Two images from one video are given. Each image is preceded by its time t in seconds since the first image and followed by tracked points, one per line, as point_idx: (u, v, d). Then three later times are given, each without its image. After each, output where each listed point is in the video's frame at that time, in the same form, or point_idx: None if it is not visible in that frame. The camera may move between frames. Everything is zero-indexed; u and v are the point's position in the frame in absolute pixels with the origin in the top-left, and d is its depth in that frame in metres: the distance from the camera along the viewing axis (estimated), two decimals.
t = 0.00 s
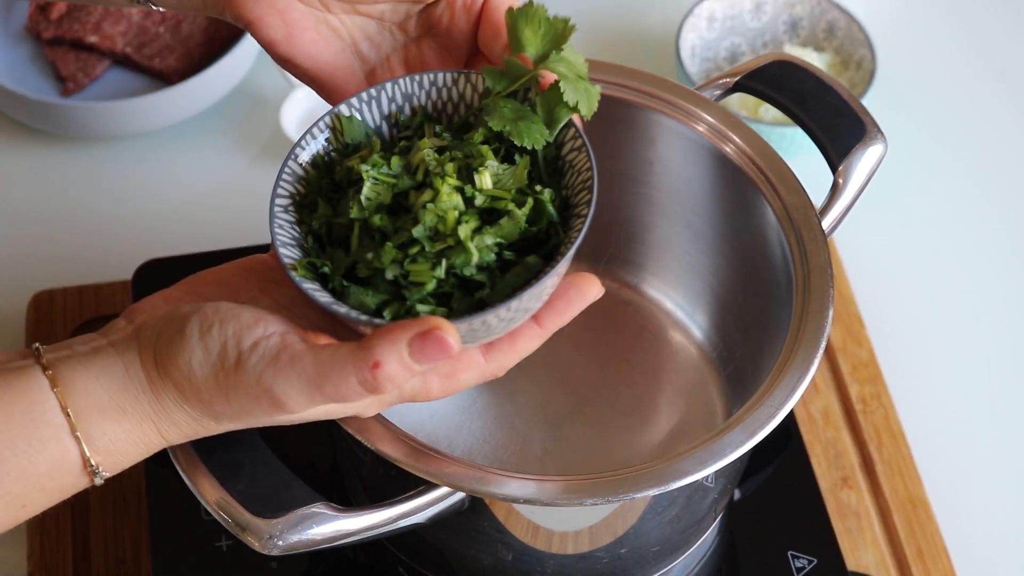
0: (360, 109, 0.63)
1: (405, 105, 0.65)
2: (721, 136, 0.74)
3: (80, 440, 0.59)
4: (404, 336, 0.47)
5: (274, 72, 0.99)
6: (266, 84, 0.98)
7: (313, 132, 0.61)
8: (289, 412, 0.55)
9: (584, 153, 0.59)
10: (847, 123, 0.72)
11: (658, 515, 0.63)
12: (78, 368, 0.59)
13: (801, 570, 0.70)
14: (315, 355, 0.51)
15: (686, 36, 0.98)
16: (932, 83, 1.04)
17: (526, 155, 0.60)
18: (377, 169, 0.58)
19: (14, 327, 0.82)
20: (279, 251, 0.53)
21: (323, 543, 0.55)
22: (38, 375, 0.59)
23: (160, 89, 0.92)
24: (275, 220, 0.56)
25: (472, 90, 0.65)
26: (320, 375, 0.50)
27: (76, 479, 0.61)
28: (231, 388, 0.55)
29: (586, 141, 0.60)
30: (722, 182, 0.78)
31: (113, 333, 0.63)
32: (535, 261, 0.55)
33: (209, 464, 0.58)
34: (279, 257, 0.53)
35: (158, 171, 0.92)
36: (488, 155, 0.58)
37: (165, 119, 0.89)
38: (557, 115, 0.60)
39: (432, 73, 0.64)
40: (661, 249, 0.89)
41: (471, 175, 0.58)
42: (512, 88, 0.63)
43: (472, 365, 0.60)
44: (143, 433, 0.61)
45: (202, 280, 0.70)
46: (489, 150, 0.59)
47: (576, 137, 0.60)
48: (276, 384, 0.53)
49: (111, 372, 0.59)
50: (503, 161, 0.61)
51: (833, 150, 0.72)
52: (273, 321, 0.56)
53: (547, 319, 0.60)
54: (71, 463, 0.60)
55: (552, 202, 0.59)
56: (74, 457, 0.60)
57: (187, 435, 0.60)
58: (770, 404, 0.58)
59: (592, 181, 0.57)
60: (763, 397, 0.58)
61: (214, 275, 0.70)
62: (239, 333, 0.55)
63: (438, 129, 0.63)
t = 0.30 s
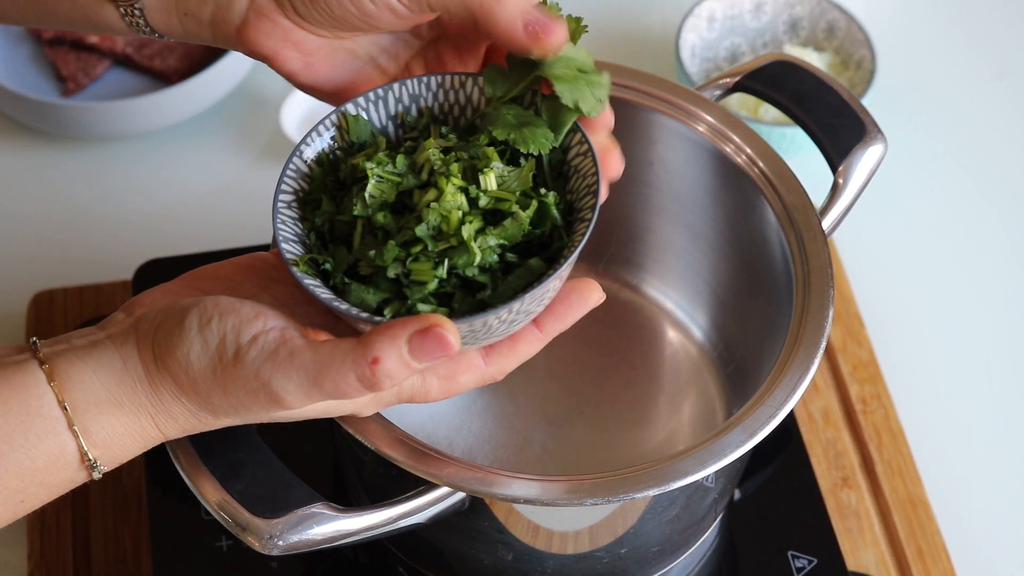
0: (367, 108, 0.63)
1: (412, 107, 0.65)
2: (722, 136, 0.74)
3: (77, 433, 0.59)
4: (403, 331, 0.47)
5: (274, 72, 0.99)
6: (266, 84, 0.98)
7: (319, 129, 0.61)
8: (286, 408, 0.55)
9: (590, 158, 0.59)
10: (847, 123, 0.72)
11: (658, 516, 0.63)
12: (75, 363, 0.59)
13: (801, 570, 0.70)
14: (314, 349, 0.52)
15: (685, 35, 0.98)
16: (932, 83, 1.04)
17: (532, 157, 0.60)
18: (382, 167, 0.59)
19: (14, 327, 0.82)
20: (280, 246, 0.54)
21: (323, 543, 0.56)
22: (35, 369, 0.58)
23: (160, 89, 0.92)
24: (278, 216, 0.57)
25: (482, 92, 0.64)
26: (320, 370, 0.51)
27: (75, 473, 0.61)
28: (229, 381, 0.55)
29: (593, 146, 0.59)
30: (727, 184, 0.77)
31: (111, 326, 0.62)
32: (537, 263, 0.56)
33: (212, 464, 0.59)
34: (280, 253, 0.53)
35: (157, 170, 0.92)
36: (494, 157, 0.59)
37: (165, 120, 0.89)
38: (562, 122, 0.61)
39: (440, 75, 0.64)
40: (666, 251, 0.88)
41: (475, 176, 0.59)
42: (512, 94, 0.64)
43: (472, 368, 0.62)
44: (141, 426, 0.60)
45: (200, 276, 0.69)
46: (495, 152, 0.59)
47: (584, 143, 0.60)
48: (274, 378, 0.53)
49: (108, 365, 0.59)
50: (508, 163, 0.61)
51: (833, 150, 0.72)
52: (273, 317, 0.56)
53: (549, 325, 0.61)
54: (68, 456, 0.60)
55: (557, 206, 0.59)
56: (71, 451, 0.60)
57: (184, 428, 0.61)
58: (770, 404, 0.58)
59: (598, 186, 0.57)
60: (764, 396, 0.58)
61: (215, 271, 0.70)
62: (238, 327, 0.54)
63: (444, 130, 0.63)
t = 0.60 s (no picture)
0: (371, 115, 0.64)
1: (416, 116, 0.66)
2: (722, 136, 0.75)
3: (64, 437, 0.59)
4: (397, 353, 0.49)
5: (274, 72, 0.99)
6: (266, 84, 0.98)
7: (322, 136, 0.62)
8: (274, 420, 0.56)
9: (592, 180, 0.60)
10: (847, 123, 0.72)
11: (658, 516, 0.63)
12: (64, 365, 0.59)
13: (801, 569, 0.70)
14: (306, 365, 0.52)
15: (685, 36, 0.98)
16: (932, 83, 1.04)
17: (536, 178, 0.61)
18: (384, 180, 0.60)
19: (14, 326, 0.82)
20: (278, 257, 0.55)
21: (323, 543, 0.56)
22: (22, 372, 0.58)
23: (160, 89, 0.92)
24: (278, 223, 0.58)
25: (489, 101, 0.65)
26: (310, 387, 0.52)
27: (59, 478, 0.61)
28: (218, 391, 0.55)
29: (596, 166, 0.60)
30: (727, 185, 0.77)
31: (102, 327, 0.62)
32: (536, 287, 0.58)
33: (216, 471, 0.59)
34: (277, 263, 0.54)
35: (156, 170, 0.92)
36: (498, 175, 0.60)
37: (165, 120, 0.89)
38: (557, 94, 0.60)
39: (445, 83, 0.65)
40: (665, 249, 0.89)
41: (478, 194, 0.60)
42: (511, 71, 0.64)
43: (464, 386, 0.63)
44: (130, 432, 0.61)
45: (196, 278, 0.70)
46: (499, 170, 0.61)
47: (587, 163, 0.61)
48: (264, 392, 0.53)
49: (98, 367, 0.59)
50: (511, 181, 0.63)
51: (833, 150, 0.72)
52: (266, 327, 0.56)
53: (544, 344, 0.64)
54: (55, 460, 0.60)
55: (559, 227, 0.61)
56: (57, 455, 0.60)
57: (171, 433, 0.61)
58: (770, 404, 0.58)
59: (598, 211, 0.58)
60: (763, 397, 0.58)
61: (208, 273, 0.71)
62: (231, 335, 0.55)
63: (449, 142, 0.64)
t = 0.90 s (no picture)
0: (382, 139, 0.65)
1: (427, 144, 0.67)
2: (721, 135, 0.75)
3: (51, 444, 0.59)
4: (392, 390, 0.50)
5: (274, 73, 0.99)
6: (267, 85, 0.98)
7: (330, 157, 0.63)
8: (259, 442, 0.56)
9: (599, 231, 0.61)
10: (846, 123, 0.72)
11: (658, 516, 0.63)
12: (53, 371, 0.59)
13: (801, 569, 0.70)
14: (298, 392, 0.53)
15: (685, 36, 0.98)
16: (932, 83, 1.04)
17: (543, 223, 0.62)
18: (391, 212, 0.60)
19: (14, 326, 0.82)
20: (279, 278, 0.55)
21: (323, 543, 0.56)
22: (9, 377, 0.58)
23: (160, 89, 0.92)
24: (280, 243, 0.58)
25: (499, 142, 0.67)
26: (301, 414, 0.53)
27: (46, 485, 0.61)
28: (208, 410, 0.56)
29: (604, 219, 0.62)
30: (728, 186, 0.77)
31: (93, 332, 0.61)
32: (534, 334, 0.57)
33: (216, 470, 0.59)
34: (278, 285, 0.54)
35: (155, 170, 0.92)
36: (505, 217, 0.61)
37: (166, 119, 0.89)
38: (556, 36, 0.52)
39: (461, 118, 0.67)
40: (666, 249, 0.88)
41: (484, 234, 0.61)
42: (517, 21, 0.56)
43: (453, 420, 0.60)
44: (116, 440, 0.61)
45: (193, 284, 0.70)
46: (506, 212, 0.62)
47: (594, 213, 0.63)
48: (254, 415, 0.54)
49: (87, 374, 0.59)
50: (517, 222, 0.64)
51: (833, 150, 0.72)
52: (261, 348, 0.57)
53: (534, 386, 0.61)
54: (41, 467, 0.60)
55: (561, 273, 0.61)
56: (45, 462, 0.60)
57: (157, 442, 0.61)
58: (770, 404, 0.58)
59: (602, 262, 0.59)
60: (763, 397, 0.58)
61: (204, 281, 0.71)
62: (226, 354, 0.55)
63: (457, 177, 0.65)
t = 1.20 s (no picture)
0: (386, 145, 0.65)
1: (430, 152, 0.67)
2: (721, 135, 0.75)
3: (35, 439, 0.60)
4: (381, 403, 0.49)
5: (274, 73, 0.99)
6: (267, 85, 0.98)
7: (333, 159, 0.62)
8: (243, 444, 0.56)
9: (599, 253, 0.61)
10: (846, 123, 0.72)
11: (658, 516, 0.63)
12: (39, 363, 0.59)
13: (801, 570, 0.70)
14: (285, 398, 0.53)
15: (685, 36, 0.98)
16: (932, 83, 1.04)
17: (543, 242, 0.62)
18: (391, 220, 0.59)
19: (14, 327, 0.82)
20: (273, 282, 0.55)
21: (323, 543, 0.56)
22: None
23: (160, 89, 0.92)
24: (276, 245, 0.58)
25: (501, 154, 0.67)
26: (287, 420, 0.52)
27: (31, 477, 0.62)
28: (195, 407, 0.56)
29: (605, 242, 0.61)
30: (727, 186, 0.77)
31: (81, 322, 0.62)
32: (527, 352, 0.57)
33: (214, 468, 0.60)
34: (271, 288, 0.54)
35: (155, 170, 0.92)
36: (506, 233, 0.60)
37: (166, 119, 0.89)
38: None
39: (466, 127, 0.66)
40: (666, 249, 0.89)
41: (483, 249, 0.60)
42: None
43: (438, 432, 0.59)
44: (101, 434, 0.61)
45: (188, 280, 0.71)
46: (507, 227, 0.61)
47: (595, 234, 0.62)
48: (239, 416, 0.54)
49: (73, 367, 0.60)
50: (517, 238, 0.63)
51: (834, 150, 0.73)
52: (250, 348, 0.57)
53: (523, 404, 0.61)
54: (27, 460, 0.61)
55: (559, 293, 0.61)
56: (29, 456, 0.60)
57: (142, 437, 0.62)
58: (770, 404, 0.58)
59: (600, 285, 0.59)
60: (763, 397, 0.58)
61: (198, 276, 0.72)
62: (215, 353, 0.56)
63: (459, 188, 0.64)
